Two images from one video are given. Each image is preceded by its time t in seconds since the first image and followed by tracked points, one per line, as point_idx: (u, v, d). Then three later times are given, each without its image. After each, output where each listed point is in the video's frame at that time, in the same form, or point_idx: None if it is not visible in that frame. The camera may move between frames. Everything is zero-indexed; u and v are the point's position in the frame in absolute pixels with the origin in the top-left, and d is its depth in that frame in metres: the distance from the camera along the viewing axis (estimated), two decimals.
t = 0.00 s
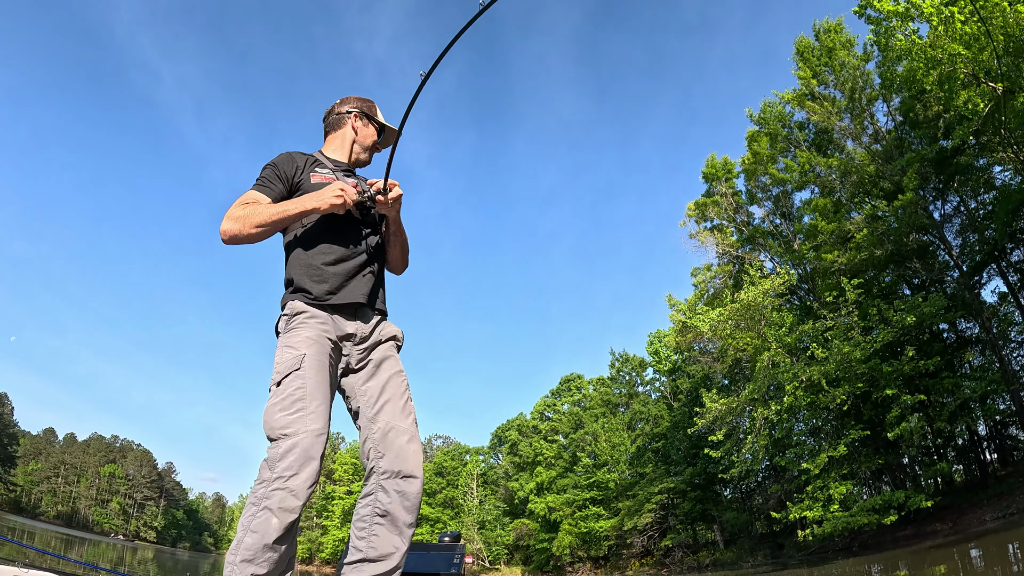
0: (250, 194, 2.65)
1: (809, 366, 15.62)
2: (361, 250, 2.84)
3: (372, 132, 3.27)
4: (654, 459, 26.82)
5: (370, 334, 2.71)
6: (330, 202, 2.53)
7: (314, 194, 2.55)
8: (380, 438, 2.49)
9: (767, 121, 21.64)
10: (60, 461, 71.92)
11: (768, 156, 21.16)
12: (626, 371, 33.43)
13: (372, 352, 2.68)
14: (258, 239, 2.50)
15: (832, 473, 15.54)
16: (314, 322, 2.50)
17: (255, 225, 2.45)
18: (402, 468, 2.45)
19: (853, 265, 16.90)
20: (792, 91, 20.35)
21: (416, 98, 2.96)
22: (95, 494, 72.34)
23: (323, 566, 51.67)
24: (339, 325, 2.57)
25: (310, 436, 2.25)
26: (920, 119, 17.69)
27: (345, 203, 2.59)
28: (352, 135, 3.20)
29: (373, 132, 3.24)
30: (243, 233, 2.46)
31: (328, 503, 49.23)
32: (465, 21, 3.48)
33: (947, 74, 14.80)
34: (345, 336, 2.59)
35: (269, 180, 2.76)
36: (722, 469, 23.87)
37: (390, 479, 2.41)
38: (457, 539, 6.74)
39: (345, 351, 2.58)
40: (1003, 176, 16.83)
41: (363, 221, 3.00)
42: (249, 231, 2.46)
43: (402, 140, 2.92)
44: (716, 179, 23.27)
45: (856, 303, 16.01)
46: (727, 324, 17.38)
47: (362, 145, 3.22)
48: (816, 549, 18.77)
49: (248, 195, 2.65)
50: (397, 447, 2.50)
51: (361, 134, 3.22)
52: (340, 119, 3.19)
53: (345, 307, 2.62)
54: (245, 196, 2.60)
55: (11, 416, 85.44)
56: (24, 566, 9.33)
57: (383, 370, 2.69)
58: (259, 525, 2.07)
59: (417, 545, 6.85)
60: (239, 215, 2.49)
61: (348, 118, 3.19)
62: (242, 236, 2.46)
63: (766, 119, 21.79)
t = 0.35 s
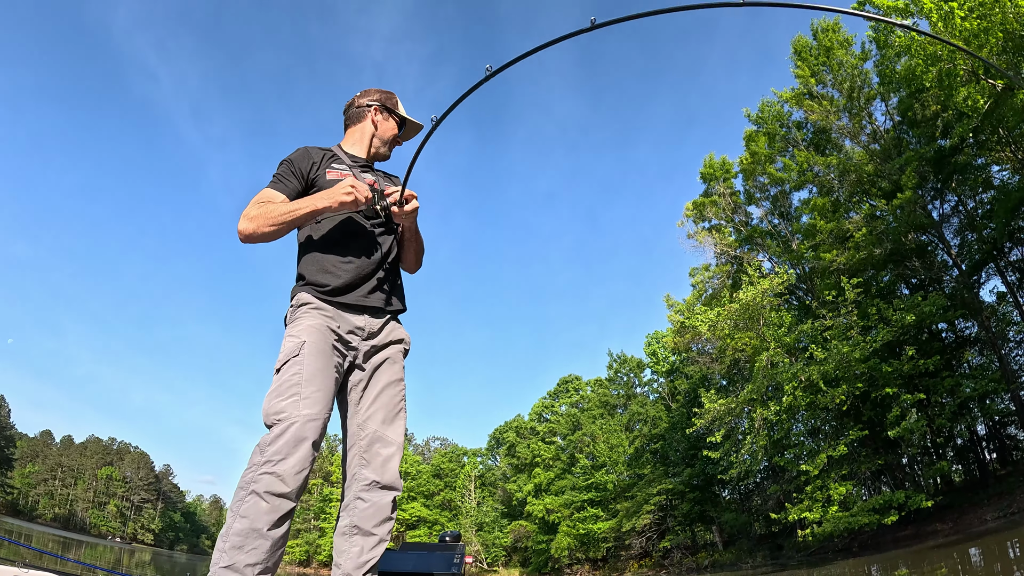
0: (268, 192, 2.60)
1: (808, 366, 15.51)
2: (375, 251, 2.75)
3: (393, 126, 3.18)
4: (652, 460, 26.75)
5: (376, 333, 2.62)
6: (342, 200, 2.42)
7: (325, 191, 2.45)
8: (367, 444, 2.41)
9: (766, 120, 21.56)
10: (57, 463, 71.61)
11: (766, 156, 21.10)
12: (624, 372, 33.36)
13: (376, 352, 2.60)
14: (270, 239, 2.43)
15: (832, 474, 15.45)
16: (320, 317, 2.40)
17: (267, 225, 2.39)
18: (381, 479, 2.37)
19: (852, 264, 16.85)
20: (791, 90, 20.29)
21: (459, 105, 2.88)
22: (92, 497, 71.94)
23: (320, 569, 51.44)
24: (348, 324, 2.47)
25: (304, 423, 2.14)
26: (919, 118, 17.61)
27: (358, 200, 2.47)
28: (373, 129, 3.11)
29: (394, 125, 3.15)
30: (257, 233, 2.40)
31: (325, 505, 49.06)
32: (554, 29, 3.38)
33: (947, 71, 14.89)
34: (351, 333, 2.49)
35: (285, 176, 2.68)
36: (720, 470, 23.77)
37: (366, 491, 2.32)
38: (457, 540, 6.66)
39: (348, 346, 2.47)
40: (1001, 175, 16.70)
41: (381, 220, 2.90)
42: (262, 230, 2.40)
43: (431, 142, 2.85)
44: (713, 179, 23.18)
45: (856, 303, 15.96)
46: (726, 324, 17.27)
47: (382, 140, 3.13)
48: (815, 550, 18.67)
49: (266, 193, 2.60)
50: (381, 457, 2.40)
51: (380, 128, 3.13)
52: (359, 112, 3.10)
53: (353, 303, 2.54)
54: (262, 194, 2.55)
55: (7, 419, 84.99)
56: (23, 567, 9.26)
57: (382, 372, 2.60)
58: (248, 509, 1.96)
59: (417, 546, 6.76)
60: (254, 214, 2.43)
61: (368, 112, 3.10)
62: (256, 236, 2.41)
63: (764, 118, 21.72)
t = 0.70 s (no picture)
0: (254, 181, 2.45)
1: (805, 363, 15.47)
2: (358, 250, 2.63)
3: (377, 114, 3.06)
4: (650, 459, 26.73)
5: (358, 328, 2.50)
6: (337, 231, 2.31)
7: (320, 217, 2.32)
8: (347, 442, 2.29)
9: (761, 117, 21.48)
10: (52, 466, 71.26)
11: (761, 154, 21.04)
12: (620, 371, 33.32)
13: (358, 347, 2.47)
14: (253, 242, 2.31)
15: (830, 471, 15.38)
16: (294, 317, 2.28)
17: (253, 230, 2.26)
18: (363, 479, 2.25)
19: (848, 260, 16.81)
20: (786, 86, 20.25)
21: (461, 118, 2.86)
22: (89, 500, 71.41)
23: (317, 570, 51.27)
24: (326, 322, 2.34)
25: (275, 430, 2.04)
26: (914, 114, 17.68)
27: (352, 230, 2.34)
28: (356, 117, 2.99)
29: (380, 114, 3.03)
30: (240, 232, 2.26)
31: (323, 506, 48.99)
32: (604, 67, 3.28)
33: (943, 65, 14.72)
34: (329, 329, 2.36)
35: (270, 164, 2.52)
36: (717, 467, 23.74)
37: (347, 493, 2.21)
38: (457, 540, 6.55)
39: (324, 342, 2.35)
40: (997, 172, 16.71)
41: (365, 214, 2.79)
42: (247, 233, 2.27)
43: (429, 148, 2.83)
44: (709, 176, 23.10)
45: (853, 299, 15.90)
46: (722, 321, 17.13)
47: (365, 127, 3.01)
48: (813, 548, 18.63)
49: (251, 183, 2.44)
50: (362, 455, 2.28)
51: (365, 116, 3.01)
52: (343, 99, 3.00)
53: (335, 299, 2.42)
54: (248, 185, 2.40)
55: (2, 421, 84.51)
56: (20, 569, 9.15)
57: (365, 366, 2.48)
58: (219, 519, 1.88)
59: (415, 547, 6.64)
60: (238, 210, 2.29)
61: (352, 98, 2.99)
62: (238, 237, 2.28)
63: (759, 115, 21.66)
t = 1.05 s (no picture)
0: (390, 133, 2.39)
1: (808, 343, 14.71)
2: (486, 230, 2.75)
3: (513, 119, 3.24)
4: (635, 455, 26.02)
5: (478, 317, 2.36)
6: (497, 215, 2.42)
7: (484, 193, 2.41)
8: (435, 434, 1.96)
9: (756, 93, 21.29)
10: (23, 464, 68.98)
11: (756, 133, 20.31)
12: (606, 364, 32.44)
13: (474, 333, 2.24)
14: (399, 192, 2.30)
15: (834, 461, 14.53)
16: (415, 284, 2.23)
17: (411, 180, 2.25)
18: (444, 483, 1.91)
19: (852, 233, 16.43)
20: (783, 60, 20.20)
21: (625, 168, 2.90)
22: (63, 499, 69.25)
23: (295, 571, 49.61)
24: (450, 299, 2.20)
25: (457, 423, 2.00)
26: (913, 92, 17.42)
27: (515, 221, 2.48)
28: (491, 109, 3.10)
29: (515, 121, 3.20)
30: (395, 181, 2.26)
31: (302, 504, 47.66)
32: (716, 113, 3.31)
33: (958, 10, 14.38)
34: (449, 306, 2.19)
35: (422, 122, 2.52)
36: (707, 459, 22.89)
37: (419, 498, 1.86)
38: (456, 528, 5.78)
39: (445, 316, 2.16)
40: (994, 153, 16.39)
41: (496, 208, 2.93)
42: (398, 181, 2.25)
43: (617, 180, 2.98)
44: (700, 157, 22.17)
45: (859, 276, 15.14)
46: (717, 300, 16.56)
47: (504, 126, 3.15)
48: (813, 543, 17.83)
49: (392, 135, 2.39)
50: (452, 454, 1.94)
51: (502, 115, 3.14)
52: (483, 94, 3.12)
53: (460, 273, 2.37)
54: (397, 139, 2.36)
55: None
56: None
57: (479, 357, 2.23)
58: (405, 519, 1.85)
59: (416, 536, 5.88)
60: (393, 160, 2.27)
61: (492, 94, 3.12)
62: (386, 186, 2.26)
63: (754, 92, 21.41)
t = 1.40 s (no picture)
0: (414, 102, 2.48)
1: (804, 334, 14.66)
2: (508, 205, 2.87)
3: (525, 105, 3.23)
4: (633, 451, 25.95)
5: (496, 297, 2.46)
6: (528, 166, 2.61)
7: (515, 146, 2.60)
8: (468, 420, 2.01)
9: (747, 86, 21.37)
10: (24, 473, 68.74)
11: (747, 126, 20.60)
12: (601, 361, 32.35)
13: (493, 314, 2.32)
14: (428, 156, 2.37)
15: (833, 452, 14.52)
16: (440, 262, 2.33)
17: (444, 140, 2.34)
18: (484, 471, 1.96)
19: (847, 225, 16.56)
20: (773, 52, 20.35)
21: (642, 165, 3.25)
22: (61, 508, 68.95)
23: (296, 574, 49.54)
24: (473, 278, 2.30)
25: (492, 409, 2.07)
26: (904, 82, 17.24)
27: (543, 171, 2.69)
28: (504, 92, 3.08)
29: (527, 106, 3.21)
30: (436, 145, 2.34)
31: (301, 507, 47.51)
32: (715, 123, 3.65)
33: None
34: (470, 288, 2.28)
35: (444, 99, 2.63)
36: (705, 454, 22.93)
37: (465, 489, 1.90)
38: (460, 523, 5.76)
39: (470, 298, 2.24)
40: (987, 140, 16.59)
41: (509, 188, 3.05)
42: (431, 144, 2.34)
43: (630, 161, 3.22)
44: (693, 151, 22.25)
45: (855, 265, 15.14)
46: (712, 293, 16.54)
47: (516, 111, 3.14)
48: (813, 535, 17.88)
49: (417, 104, 2.47)
50: (490, 440, 2.01)
51: (511, 98, 3.11)
52: (493, 76, 3.09)
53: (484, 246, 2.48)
54: (425, 107, 2.46)
55: None
56: (9, 572, 8.33)
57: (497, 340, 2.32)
58: (459, 510, 1.87)
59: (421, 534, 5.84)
60: (423, 123, 2.36)
61: (502, 77, 3.10)
62: (420, 146, 2.35)
63: (744, 85, 21.52)
